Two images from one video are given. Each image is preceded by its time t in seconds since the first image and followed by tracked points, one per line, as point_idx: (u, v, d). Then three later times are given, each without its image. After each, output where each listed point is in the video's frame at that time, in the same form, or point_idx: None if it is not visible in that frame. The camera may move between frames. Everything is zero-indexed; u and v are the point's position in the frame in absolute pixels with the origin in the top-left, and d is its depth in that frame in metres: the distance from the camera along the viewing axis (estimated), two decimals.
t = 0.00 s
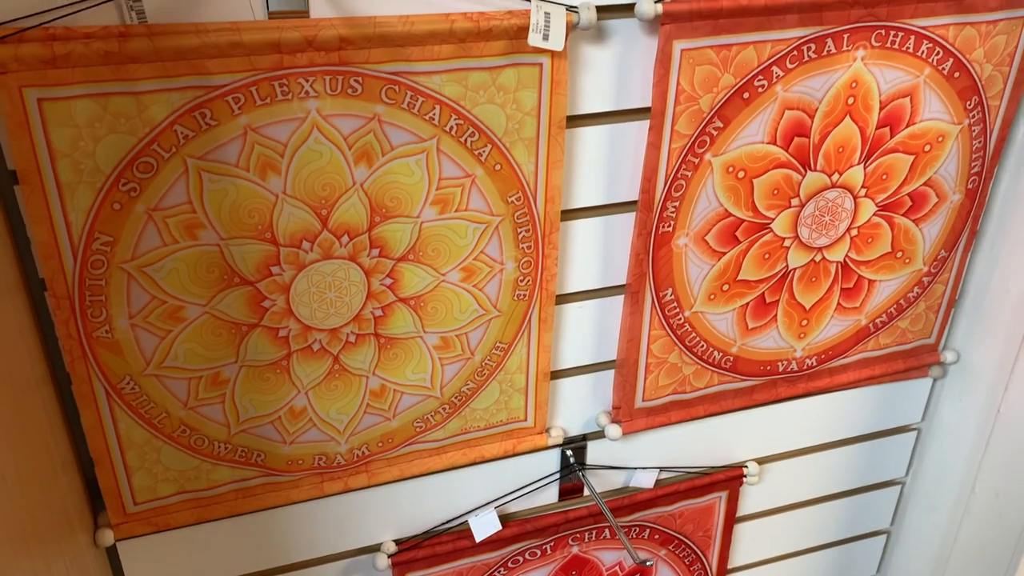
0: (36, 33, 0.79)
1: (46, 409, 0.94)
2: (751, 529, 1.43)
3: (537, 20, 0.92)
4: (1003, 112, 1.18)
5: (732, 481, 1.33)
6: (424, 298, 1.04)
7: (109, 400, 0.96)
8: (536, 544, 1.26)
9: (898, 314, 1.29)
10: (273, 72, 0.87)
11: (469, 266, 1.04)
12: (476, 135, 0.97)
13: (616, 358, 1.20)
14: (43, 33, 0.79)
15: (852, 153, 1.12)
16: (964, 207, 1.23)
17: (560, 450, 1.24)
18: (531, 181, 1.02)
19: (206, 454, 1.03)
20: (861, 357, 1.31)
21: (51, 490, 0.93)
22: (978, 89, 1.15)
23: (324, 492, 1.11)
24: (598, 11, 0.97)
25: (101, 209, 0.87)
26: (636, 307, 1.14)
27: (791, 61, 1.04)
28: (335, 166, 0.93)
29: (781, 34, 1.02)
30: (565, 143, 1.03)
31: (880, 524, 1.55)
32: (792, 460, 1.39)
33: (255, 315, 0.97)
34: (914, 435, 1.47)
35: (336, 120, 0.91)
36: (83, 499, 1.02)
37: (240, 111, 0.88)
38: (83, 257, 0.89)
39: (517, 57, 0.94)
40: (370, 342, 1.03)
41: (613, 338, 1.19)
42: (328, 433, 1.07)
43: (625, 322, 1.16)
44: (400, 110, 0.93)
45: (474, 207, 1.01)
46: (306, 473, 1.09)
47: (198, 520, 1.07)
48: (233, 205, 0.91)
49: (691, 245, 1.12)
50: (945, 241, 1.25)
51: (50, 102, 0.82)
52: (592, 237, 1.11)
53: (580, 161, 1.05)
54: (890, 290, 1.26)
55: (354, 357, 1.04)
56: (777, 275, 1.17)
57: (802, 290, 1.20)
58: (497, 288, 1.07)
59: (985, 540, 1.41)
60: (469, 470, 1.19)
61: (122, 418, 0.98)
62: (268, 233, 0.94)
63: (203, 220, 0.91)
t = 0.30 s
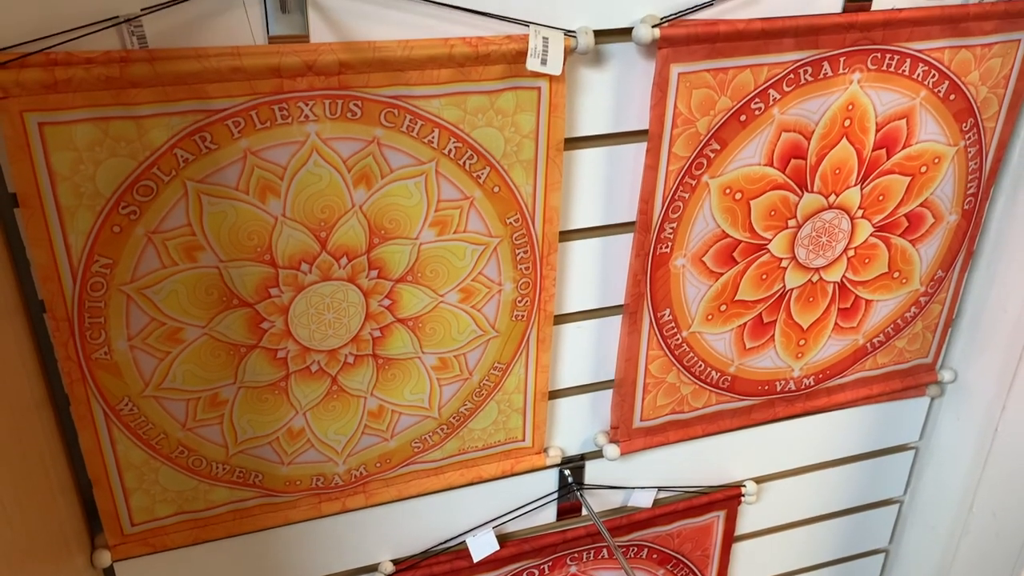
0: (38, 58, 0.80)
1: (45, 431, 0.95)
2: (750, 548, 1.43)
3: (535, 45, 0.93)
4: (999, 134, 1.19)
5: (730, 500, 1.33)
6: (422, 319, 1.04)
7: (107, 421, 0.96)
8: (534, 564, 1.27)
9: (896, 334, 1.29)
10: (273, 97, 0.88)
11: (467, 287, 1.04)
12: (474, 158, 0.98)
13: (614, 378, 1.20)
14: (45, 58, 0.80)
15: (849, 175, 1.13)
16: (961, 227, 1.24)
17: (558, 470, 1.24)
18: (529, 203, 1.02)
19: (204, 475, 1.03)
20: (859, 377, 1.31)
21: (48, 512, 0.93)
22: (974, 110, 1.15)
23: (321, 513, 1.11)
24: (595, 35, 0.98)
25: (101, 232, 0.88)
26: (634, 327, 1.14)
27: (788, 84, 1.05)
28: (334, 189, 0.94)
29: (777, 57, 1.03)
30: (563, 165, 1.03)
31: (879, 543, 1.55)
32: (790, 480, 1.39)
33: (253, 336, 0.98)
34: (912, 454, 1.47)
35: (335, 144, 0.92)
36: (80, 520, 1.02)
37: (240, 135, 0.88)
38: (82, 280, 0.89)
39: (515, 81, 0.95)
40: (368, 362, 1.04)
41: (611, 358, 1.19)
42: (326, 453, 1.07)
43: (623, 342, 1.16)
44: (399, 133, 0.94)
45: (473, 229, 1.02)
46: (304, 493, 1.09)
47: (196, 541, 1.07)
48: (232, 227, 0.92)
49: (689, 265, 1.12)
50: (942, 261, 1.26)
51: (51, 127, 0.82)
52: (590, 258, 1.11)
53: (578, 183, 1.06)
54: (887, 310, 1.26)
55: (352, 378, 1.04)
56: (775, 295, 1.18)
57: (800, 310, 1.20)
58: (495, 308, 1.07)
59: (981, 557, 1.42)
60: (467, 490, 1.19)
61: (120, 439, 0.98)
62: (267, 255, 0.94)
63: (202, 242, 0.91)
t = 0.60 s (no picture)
0: (38, 83, 0.80)
1: (42, 452, 0.95)
2: (748, 566, 1.43)
3: (532, 69, 0.94)
4: (994, 155, 1.20)
5: (727, 519, 1.33)
6: (420, 339, 1.04)
7: (105, 443, 0.96)
8: None
9: (892, 353, 1.30)
10: (272, 120, 0.88)
11: (464, 307, 1.05)
12: (472, 180, 0.98)
13: (611, 398, 1.20)
14: (45, 84, 0.81)
15: (845, 196, 1.13)
16: (957, 247, 1.24)
17: (555, 489, 1.24)
18: (526, 224, 1.03)
19: (201, 495, 1.03)
20: (856, 396, 1.32)
21: (45, 533, 0.93)
22: (969, 132, 1.16)
23: (318, 533, 1.11)
24: (592, 58, 0.98)
25: (100, 254, 0.88)
26: (631, 347, 1.14)
27: (784, 107, 1.06)
28: (332, 211, 0.94)
29: (773, 80, 1.04)
30: (561, 186, 1.04)
31: (877, 560, 1.55)
32: (787, 498, 1.39)
33: (251, 357, 0.98)
34: (910, 472, 1.47)
35: (334, 166, 0.92)
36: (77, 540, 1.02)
37: (239, 158, 0.89)
38: (81, 302, 0.89)
39: (513, 104, 0.95)
40: (366, 383, 1.04)
41: (608, 377, 1.19)
42: (323, 474, 1.07)
43: (620, 362, 1.16)
44: (397, 156, 0.94)
45: (470, 250, 1.02)
46: (301, 513, 1.09)
47: (192, 561, 1.07)
48: (231, 250, 0.92)
49: (686, 285, 1.13)
50: (938, 280, 1.26)
51: (50, 151, 0.83)
52: (587, 278, 1.12)
53: (575, 204, 1.06)
54: (883, 329, 1.26)
55: (350, 399, 1.04)
56: (772, 314, 1.18)
57: (797, 330, 1.21)
58: (493, 329, 1.07)
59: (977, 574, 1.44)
60: (464, 509, 1.19)
61: (117, 460, 0.98)
62: (265, 277, 0.95)
63: (200, 264, 0.92)
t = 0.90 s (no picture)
0: (38, 103, 0.81)
1: (39, 469, 0.95)
2: None
3: (530, 88, 0.94)
4: (990, 172, 1.20)
5: (725, 535, 1.33)
6: (418, 356, 1.04)
7: (102, 460, 0.96)
8: None
9: (890, 368, 1.30)
10: (270, 139, 0.88)
11: (462, 324, 1.05)
12: (470, 198, 0.99)
13: (609, 414, 1.20)
14: (45, 103, 0.81)
15: (842, 212, 1.14)
16: (953, 263, 1.25)
17: (553, 505, 1.24)
18: (524, 241, 1.03)
19: (198, 512, 1.03)
20: (853, 412, 1.32)
21: (41, 552, 0.93)
22: (965, 149, 1.16)
23: (316, 550, 1.11)
24: (589, 77, 0.99)
25: (98, 273, 0.88)
26: (628, 363, 1.14)
27: (781, 124, 1.06)
28: (330, 229, 0.94)
29: (770, 98, 1.04)
30: (558, 204, 1.04)
31: None
32: (785, 514, 1.39)
33: (249, 375, 0.98)
34: (908, 487, 1.47)
35: (332, 185, 0.93)
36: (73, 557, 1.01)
37: (237, 177, 0.89)
38: (79, 320, 0.89)
39: (511, 122, 0.96)
40: (363, 400, 1.04)
41: (606, 393, 1.19)
42: (320, 491, 1.07)
43: (618, 378, 1.16)
44: (395, 174, 0.94)
45: (468, 267, 1.02)
46: (298, 530, 1.09)
47: None
48: (229, 267, 0.92)
49: (683, 302, 1.13)
50: (935, 296, 1.26)
51: (49, 170, 0.83)
52: (585, 295, 1.12)
53: (573, 221, 1.06)
54: (881, 345, 1.26)
55: (347, 416, 1.04)
56: (769, 330, 1.18)
57: (794, 346, 1.21)
58: (490, 345, 1.07)
59: None
60: (462, 526, 1.19)
61: (114, 477, 0.98)
62: (263, 295, 0.95)
63: (198, 282, 0.92)
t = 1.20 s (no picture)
0: (41, 124, 0.81)
1: (39, 486, 0.95)
2: None
3: (530, 108, 0.95)
4: (988, 189, 1.21)
5: (725, 550, 1.33)
6: (418, 373, 1.05)
7: (103, 477, 0.97)
8: None
9: (888, 384, 1.30)
10: (272, 159, 0.89)
11: (462, 341, 1.05)
12: (470, 216, 0.99)
13: (609, 430, 1.20)
14: (48, 124, 0.81)
15: (840, 230, 1.14)
16: (951, 280, 1.25)
17: (553, 521, 1.24)
18: (524, 259, 1.04)
19: (198, 529, 1.03)
20: (852, 428, 1.32)
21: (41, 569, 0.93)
22: (963, 167, 1.17)
23: (315, 566, 1.11)
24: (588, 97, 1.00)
25: (100, 291, 0.88)
26: (628, 379, 1.14)
27: (779, 143, 1.07)
28: (332, 247, 0.95)
29: (768, 118, 1.05)
30: (558, 222, 1.05)
31: None
32: (784, 529, 1.39)
33: (249, 392, 0.98)
34: (907, 502, 1.47)
35: (334, 204, 0.93)
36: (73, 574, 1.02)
37: (239, 196, 0.90)
38: (80, 338, 0.90)
39: (511, 142, 0.96)
40: (363, 417, 1.04)
41: (606, 409, 1.20)
42: (320, 507, 1.07)
43: (618, 394, 1.16)
44: (396, 193, 0.95)
45: (468, 285, 1.03)
46: (297, 547, 1.09)
47: None
48: (230, 286, 0.93)
49: (683, 319, 1.13)
50: (933, 312, 1.27)
51: (52, 190, 0.83)
52: (585, 311, 1.12)
53: (573, 239, 1.07)
54: (879, 361, 1.27)
55: (347, 433, 1.04)
56: (768, 347, 1.19)
57: (793, 362, 1.21)
58: (490, 362, 1.07)
59: None
60: (462, 541, 1.19)
61: (115, 495, 0.98)
62: (264, 313, 0.95)
63: (200, 300, 0.92)
